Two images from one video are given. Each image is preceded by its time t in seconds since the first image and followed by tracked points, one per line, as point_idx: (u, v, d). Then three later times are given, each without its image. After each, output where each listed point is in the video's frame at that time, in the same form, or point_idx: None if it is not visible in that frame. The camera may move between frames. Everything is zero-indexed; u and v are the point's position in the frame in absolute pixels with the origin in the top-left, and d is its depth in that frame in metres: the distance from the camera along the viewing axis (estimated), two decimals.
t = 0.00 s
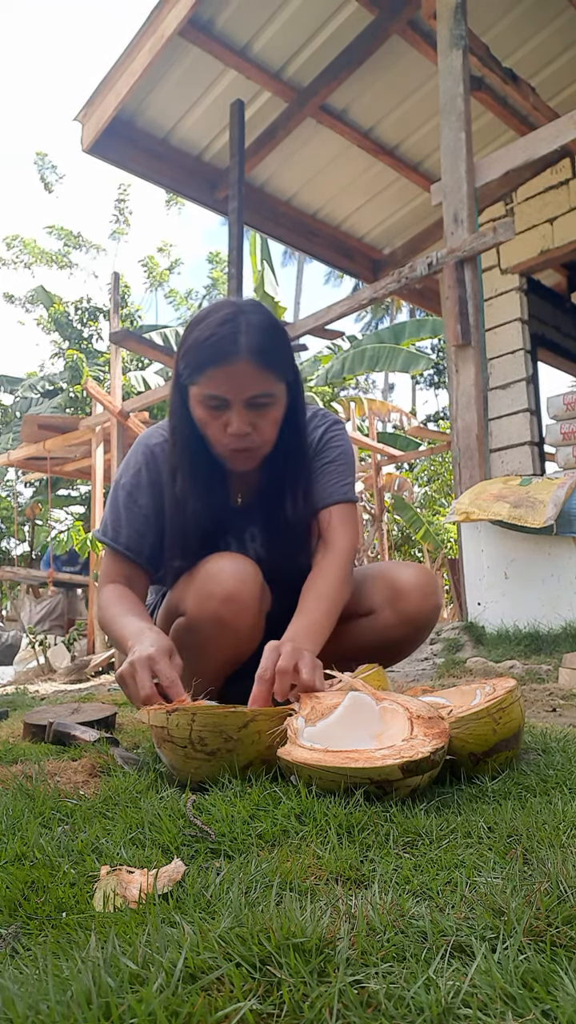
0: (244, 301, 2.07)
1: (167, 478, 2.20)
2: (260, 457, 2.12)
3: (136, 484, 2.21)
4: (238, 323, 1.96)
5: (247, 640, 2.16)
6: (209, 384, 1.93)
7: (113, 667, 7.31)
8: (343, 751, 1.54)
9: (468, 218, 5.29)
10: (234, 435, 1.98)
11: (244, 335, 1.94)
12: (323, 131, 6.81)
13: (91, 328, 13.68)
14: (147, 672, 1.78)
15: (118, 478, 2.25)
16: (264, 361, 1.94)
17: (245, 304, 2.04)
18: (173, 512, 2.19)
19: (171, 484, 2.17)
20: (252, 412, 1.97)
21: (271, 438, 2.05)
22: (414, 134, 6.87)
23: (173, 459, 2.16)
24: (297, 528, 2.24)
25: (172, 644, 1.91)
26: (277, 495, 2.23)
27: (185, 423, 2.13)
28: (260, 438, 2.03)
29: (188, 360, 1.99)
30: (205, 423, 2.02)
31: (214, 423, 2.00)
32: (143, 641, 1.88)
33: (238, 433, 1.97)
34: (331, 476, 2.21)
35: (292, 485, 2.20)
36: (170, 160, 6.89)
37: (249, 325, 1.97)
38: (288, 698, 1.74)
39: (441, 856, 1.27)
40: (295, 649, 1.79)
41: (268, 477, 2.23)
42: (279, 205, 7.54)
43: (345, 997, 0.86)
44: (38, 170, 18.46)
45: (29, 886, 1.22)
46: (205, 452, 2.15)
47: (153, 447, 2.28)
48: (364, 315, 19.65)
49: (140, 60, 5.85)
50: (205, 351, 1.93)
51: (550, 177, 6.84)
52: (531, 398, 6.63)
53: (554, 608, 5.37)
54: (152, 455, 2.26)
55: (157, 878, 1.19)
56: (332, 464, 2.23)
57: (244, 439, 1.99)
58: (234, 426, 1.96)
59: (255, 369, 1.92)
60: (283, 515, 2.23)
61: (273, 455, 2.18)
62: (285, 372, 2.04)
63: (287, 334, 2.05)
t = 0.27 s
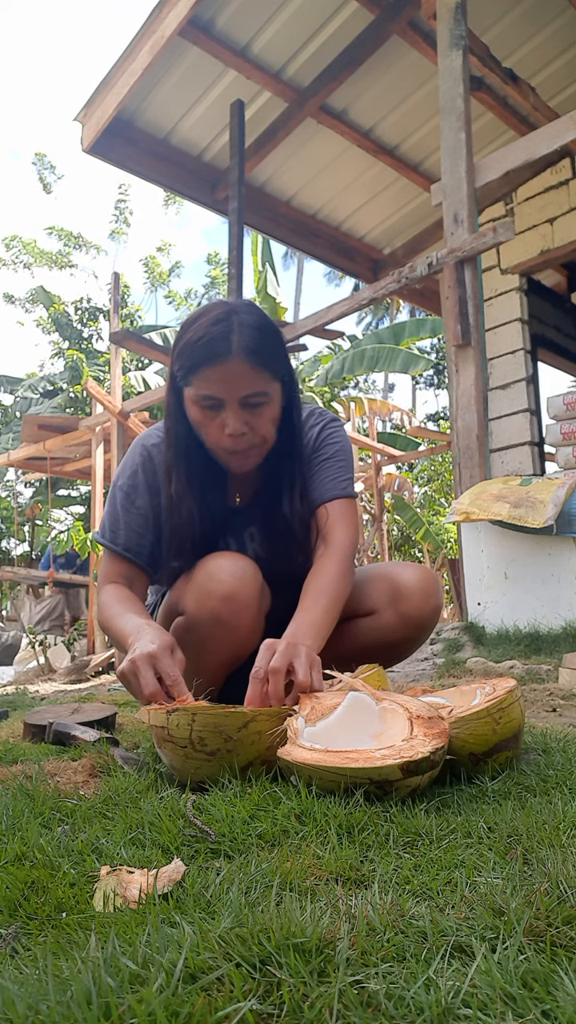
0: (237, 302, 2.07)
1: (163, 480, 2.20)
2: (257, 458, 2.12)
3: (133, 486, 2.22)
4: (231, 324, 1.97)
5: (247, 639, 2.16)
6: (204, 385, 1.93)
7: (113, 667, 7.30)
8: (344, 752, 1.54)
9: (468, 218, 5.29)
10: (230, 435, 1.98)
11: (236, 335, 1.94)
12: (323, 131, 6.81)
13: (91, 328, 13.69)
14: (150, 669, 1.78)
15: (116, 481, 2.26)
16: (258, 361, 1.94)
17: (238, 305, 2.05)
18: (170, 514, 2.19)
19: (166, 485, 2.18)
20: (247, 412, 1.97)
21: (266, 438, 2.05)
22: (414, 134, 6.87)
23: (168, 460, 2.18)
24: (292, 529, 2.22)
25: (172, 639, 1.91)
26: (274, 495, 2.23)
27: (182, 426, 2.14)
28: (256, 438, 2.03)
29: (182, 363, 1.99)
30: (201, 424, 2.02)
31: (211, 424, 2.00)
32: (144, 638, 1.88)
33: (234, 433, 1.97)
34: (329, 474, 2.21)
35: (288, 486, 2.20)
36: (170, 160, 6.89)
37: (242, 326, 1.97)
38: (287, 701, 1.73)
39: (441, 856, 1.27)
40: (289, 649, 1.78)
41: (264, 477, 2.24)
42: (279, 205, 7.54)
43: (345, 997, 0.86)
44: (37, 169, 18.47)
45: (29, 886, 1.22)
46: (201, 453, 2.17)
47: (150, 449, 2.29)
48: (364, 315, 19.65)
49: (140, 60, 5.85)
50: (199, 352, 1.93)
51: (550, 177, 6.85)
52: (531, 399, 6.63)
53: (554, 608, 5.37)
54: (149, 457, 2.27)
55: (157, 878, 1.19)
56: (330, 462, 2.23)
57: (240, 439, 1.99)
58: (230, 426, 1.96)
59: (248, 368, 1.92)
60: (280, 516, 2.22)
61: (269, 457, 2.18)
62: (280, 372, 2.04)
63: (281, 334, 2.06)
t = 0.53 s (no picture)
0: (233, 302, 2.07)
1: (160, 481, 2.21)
2: (254, 458, 2.12)
3: (132, 488, 2.22)
4: (228, 325, 1.97)
5: (247, 638, 2.16)
6: (202, 386, 1.92)
7: (113, 667, 7.31)
8: (344, 752, 1.54)
9: (468, 219, 5.29)
10: (228, 435, 1.98)
11: (233, 335, 1.94)
12: (323, 132, 6.81)
13: (91, 328, 13.70)
14: (150, 668, 1.79)
15: (114, 484, 2.27)
16: (256, 362, 1.94)
17: (235, 305, 2.05)
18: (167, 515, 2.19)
19: (163, 486, 2.18)
20: (245, 413, 1.97)
21: (264, 438, 2.05)
22: (414, 134, 6.87)
23: (165, 461, 2.18)
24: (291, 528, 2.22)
25: (172, 638, 1.90)
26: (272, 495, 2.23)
27: (179, 426, 2.14)
28: (254, 438, 2.03)
29: (180, 363, 1.99)
30: (199, 424, 2.02)
31: (209, 425, 2.00)
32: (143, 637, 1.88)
33: (232, 433, 1.97)
34: (328, 474, 2.20)
35: (287, 485, 2.20)
36: (170, 160, 6.89)
37: (239, 326, 1.97)
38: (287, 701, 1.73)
39: (441, 856, 1.27)
40: (287, 649, 1.77)
41: (262, 477, 2.24)
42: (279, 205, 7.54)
43: (345, 997, 0.86)
44: (36, 170, 18.48)
45: (29, 886, 1.22)
46: (198, 454, 2.17)
47: (148, 450, 2.29)
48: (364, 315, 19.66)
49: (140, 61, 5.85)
50: (197, 353, 1.93)
51: (550, 177, 6.85)
52: (531, 399, 6.63)
53: (554, 608, 5.36)
54: (147, 459, 2.27)
55: (157, 878, 1.19)
56: (329, 462, 2.23)
57: (238, 439, 1.99)
58: (228, 426, 1.96)
59: (246, 369, 1.92)
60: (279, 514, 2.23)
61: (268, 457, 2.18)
62: (277, 372, 2.04)
63: (277, 334, 2.06)
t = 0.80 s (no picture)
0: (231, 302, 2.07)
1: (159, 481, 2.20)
2: (253, 458, 2.12)
3: (129, 489, 2.22)
4: (225, 324, 1.97)
5: (246, 636, 2.16)
6: (200, 385, 1.93)
7: (113, 668, 7.31)
8: (344, 752, 1.54)
9: (468, 220, 5.29)
10: (226, 435, 1.98)
11: (231, 335, 1.94)
12: (323, 132, 6.81)
13: (91, 328, 13.71)
14: (149, 667, 1.78)
15: (112, 484, 2.26)
16: (253, 361, 1.94)
17: (233, 304, 2.05)
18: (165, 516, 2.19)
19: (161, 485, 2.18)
20: (243, 412, 1.97)
21: (263, 438, 2.06)
22: (414, 134, 6.87)
23: (163, 461, 2.17)
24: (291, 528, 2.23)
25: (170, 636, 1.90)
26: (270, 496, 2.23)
27: (177, 426, 2.13)
28: (253, 438, 2.03)
29: (178, 363, 1.99)
30: (197, 424, 2.02)
31: (207, 425, 2.00)
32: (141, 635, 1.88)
33: (231, 433, 1.97)
34: (328, 475, 2.19)
35: (286, 486, 2.20)
36: (170, 160, 6.89)
37: (236, 326, 1.97)
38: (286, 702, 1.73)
39: (441, 856, 1.27)
40: (283, 652, 1.78)
41: (261, 477, 2.24)
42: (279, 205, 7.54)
43: (346, 997, 0.86)
44: (35, 170, 18.48)
45: (29, 887, 1.22)
46: (196, 454, 2.17)
47: (146, 450, 2.29)
48: (364, 315, 19.66)
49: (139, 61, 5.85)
50: (194, 353, 1.93)
51: (551, 177, 6.85)
52: (531, 399, 6.63)
53: (554, 608, 5.36)
54: (145, 459, 2.27)
55: (157, 878, 1.19)
56: (329, 463, 2.22)
57: (236, 439, 1.99)
58: (226, 426, 1.96)
59: (244, 368, 1.92)
60: (278, 515, 2.23)
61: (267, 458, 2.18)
62: (276, 371, 2.04)
63: (275, 333, 2.06)
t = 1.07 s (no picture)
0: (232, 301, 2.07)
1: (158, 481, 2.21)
2: (252, 458, 2.12)
3: (128, 490, 2.23)
4: (226, 324, 1.96)
5: (245, 636, 2.17)
6: (199, 385, 1.93)
7: (113, 668, 7.31)
8: (344, 752, 1.54)
9: (468, 220, 5.28)
10: (226, 435, 1.98)
11: (231, 334, 1.94)
12: (323, 132, 6.81)
13: (91, 328, 13.71)
14: (149, 659, 1.78)
15: (111, 485, 2.27)
16: (253, 359, 1.94)
17: (234, 304, 2.04)
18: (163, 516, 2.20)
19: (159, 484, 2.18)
20: (242, 411, 1.97)
21: (262, 438, 2.05)
22: (414, 134, 6.87)
23: (162, 461, 2.18)
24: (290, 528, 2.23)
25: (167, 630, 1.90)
26: (269, 496, 2.23)
27: (177, 426, 2.13)
28: (253, 437, 2.03)
29: (178, 363, 2.00)
30: (197, 423, 2.02)
31: (206, 425, 2.00)
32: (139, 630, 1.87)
33: (230, 432, 1.97)
34: (330, 476, 2.19)
35: (286, 486, 2.20)
36: (170, 160, 6.89)
37: (237, 325, 1.97)
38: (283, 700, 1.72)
39: (441, 856, 1.27)
40: (281, 648, 1.77)
41: (260, 477, 2.24)
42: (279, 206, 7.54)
43: (345, 997, 0.86)
44: (35, 170, 18.48)
45: (29, 887, 1.22)
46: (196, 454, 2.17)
47: (145, 451, 2.29)
48: (364, 315, 19.65)
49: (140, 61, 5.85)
50: (194, 353, 1.93)
51: (550, 177, 6.85)
52: (531, 399, 6.62)
53: (554, 608, 5.36)
54: (144, 459, 2.27)
55: (156, 878, 1.19)
56: (330, 464, 2.22)
57: (236, 438, 1.99)
58: (225, 426, 1.96)
59: (245, 367, 1.92)
60: (278, 515, 2.23)
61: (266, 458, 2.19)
62: (276, 371, 2.04)
63: (276, 332, 2.05)
